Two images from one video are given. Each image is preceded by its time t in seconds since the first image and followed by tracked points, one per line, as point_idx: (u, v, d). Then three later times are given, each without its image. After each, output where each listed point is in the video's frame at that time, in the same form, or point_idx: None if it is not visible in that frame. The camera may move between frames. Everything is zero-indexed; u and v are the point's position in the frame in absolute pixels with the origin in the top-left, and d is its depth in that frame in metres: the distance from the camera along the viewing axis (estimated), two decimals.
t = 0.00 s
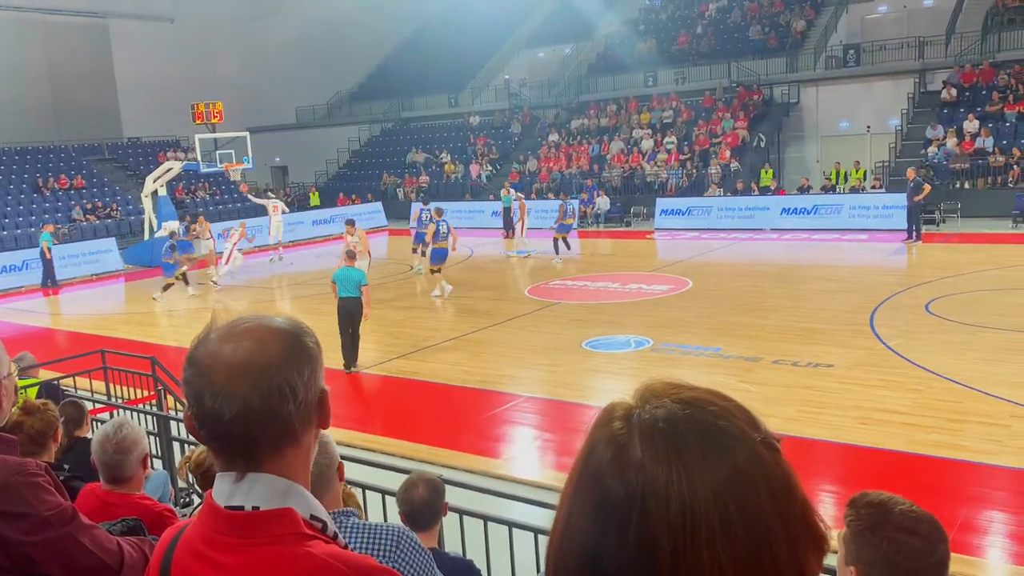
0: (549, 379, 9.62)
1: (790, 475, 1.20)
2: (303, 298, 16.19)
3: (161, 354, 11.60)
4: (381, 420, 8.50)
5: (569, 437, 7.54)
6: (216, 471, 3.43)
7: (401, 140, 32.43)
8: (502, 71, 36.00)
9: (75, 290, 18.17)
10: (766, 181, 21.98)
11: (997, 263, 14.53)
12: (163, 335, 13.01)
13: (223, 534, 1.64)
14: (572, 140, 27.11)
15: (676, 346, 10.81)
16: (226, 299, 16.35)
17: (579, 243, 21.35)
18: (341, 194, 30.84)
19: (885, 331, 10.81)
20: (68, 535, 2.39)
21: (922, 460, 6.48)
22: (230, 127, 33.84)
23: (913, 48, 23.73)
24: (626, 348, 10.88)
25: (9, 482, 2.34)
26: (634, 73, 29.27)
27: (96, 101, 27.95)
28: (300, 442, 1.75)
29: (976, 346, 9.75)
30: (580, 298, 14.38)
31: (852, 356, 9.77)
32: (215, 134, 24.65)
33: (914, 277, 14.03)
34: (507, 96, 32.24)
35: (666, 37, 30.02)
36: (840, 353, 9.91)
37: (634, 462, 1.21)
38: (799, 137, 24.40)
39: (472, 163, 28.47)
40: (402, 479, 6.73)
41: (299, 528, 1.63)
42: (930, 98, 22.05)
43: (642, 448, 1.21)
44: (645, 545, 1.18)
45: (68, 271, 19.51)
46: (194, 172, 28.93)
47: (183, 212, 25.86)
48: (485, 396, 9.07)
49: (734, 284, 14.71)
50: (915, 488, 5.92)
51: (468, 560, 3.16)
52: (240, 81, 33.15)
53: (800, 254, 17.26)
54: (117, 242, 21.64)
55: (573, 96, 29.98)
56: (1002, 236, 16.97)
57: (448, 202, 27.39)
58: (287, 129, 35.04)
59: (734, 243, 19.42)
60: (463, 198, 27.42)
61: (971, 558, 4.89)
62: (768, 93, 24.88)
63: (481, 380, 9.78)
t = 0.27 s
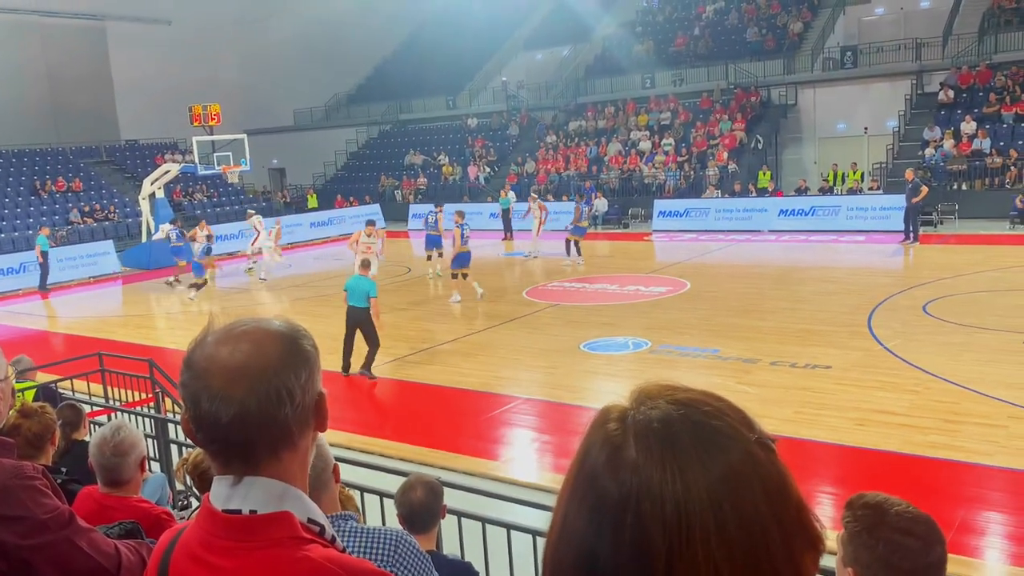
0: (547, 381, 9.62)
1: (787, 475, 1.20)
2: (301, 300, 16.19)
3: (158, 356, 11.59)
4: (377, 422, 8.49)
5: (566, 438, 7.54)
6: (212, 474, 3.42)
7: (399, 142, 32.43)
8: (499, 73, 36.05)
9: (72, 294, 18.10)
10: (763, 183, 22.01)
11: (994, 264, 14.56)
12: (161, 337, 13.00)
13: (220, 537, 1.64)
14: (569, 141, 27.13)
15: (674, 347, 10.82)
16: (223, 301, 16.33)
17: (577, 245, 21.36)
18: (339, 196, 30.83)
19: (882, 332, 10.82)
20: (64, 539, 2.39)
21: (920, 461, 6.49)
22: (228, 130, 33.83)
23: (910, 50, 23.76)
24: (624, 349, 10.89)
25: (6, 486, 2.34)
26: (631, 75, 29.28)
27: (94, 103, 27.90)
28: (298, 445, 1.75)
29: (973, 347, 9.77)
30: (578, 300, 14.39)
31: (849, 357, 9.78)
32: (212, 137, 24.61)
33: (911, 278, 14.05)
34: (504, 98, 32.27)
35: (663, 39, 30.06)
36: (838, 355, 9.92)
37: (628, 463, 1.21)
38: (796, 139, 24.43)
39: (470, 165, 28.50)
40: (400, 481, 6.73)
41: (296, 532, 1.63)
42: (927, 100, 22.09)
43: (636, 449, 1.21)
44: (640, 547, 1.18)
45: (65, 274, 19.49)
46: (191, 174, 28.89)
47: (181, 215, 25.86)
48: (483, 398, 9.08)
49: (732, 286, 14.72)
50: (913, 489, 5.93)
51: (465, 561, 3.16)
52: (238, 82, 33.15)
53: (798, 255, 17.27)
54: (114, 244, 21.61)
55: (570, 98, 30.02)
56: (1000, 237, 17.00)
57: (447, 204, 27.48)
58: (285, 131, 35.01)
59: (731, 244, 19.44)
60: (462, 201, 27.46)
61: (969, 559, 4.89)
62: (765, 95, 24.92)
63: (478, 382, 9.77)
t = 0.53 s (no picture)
0: (546, 384, 9.63)
1: (783, 476, 1.21)
2: (300, 302, 16.20)
3: (157, 358, 11.58)
4: (376, 425, 8.48)
5: (565, 441, 7.54)
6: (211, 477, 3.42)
7: (398, 145, 32.45)
8: (499, 75, 36.07)
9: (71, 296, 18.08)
10: (762, 186, 22.05)
11: (992, 268, 14.58)
12: (160, 339, 13.00)
13: (220, 539, 1.64)
14: (569, 144, 27.16)
15: (673, 350, 10.83)
16: (222, 304, 16.33)
17: (576, 247, 21.40)
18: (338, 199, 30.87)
19: (881, 335, 10.84)
20: (63, 541, 2.39)
21: (919, 464, 6.50)
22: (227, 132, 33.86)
23: (909, 53, 23.81)
24: (623, 352, 10.90)
25: (6, 488, 2.34)
26: (631, 78, 29.31)
27: (93, 105, 27.89)
28: (299, 447, 1.75)
29: (972, 350, 9.78)
30: (577, 303, 14.39)
31: (848, 360, 9.79)
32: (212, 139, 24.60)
33: (910, 281, 14.06)
34: (504, 101, 32.31)
35: (662, 42, 30.09)
36: (837, 358, 9.93)
37: (627, 466, 1.22)
38: (795, 142, 24.47)
39: (469, 167, 28.52)
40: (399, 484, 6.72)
41: (297, 535, 1.63)
42: (926, 103, 22.12)
43: (635, 453, 1.22)
44: (638, 551, 1.19)
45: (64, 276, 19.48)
46: (190, 176, 28.88)
47: (181, 217, 25.88)
48: (481, 401, 9.08)
49: (731, 289, 14.74)
50: (911, 493, 5.94)
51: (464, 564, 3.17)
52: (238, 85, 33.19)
53: (796, 258, 17.29)
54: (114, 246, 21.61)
55: (570, 101, 30.06)
56: (998, 241, 17.03)
57: (446, 206, 27.52)
58: (284, 133, 35.00)
59: (730, 247, 19.47)
60: (461, 203, 27.50)
61: (968, 562, 4.90)
62: (764, 98, 24.95)
63: (477, 385, 9.78)
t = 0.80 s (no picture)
0: (547, 388, 9.63)
1: (784, 478, 1.21)
2: (300, 305, 16.21)
3: (157, 361, 11.59)
4: (376, 428, 8.48)
5: (565, 445, 7.54)
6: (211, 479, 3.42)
7: (399, 148, 32.47)
8: (499, 79, 36.08)
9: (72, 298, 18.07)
10: (762, 191, 22.07)
11: (993, 273, 14.58)
12: (160, 342, 13.01)
13: (223, 541, 1.65)
14: (569, 148, 27.18)
15: (674, 354, 10.83)
16: (223, 307, 16.34)
17: (577, 251, 21.40)
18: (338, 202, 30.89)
19: (881, 340, 10.84)
20: (64, 543, 2.40)
21: (919, 469, 6.50)
22: (228, 135, 33.90)
23: (910, 58, 23.84)
24: (623, 356, 10.90)
25: (8, 489, 2.35)
26: (631, 82, 29.32)
27: (94, 107, 27.90)
28: (301, 450, 1.75)
29: (972, 356, 9.78)
30: (577, 307, 14.39)
31: (849, 365, 9.79)
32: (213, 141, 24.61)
33: (911, 286, 14.06)
34: (504, 105, 32.35)
35: (663, 46, 30.11)
36: (837, 362, 9.94)
37: (627, 467, 1.23)
38: (796, 147, 24.48)
39: (469, 171, 28.53)
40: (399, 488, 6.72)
41: (299, 536, 1.64)
42: (927, 108, 22.14)
43: (636, 455, 1.23)
44: (639, 552, 1.19)
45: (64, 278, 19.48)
46: (191, 179, 28.91)
47: (181, 220, 25.91)
48: (481, 404, 9.08)
49: (731, 293, 14.75)
50: (911, 497, 5.94)
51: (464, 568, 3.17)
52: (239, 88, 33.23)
53: (797, 263, 17.31)
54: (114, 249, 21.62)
55: (570, 105, 30.08)
56: (998, 246, 17.04)
57: (446, 210, 27.56)
58: (283, 136, 35.02)
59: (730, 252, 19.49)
60: (461, 207, 27.54)
61: (968, 567, 4.90)
62: (765, 102, 24.97)
63: (477, 388, 9.78)
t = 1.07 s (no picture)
0: (547, 392, 9.62)
1: (786, 483, 1.20)
2: (300, 309, 16.21)
3: (157, 364, 11.59)
4: (376, 432, 8.47)
5: (566, 449, 7.52)
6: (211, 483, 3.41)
7: (399, 152, 32.50)
8: (499, 83, 36.13)
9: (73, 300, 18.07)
10: (763, 196, 22.08)
11: (993, 277, 14.58)
12: (160, 345, 13.01)
13: (224, 543, 1.64)
14: (569, 152, 27.19)
15: (674, 358, 10.83)
16: (223, 310, 16.35)
17: (577, 255, 21.41)
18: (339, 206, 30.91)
19: (881, 345, 10.83)
20: (63, 546, 2.39)
21: (919, 473, 6.49)
22: (228, 138, 33.94)
23: (910, 63, 23.87)
24: (624, 360, 10.89)
25: (6, 492, 2.34)
26: (632, 86, 29.31)
27: (96, 110, 27.93)
28: (302, 452, 1.75)
29: (973, 360, 9.77)
30: (578, 311, 14.39)
31: (849, 370, 9.78)
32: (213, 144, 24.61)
33: (911, 291, 14.05)
34: (505, 109, 32.40)
35: (663, 50, 30.15)
36: (838, 367, 9.93)
37: (628, 471, 1.22)
38: (796, 151, 24.49)
39: (470, 175, 28.56)
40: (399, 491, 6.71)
41: (299, 540, 1.63)
42: (927, 112, 22.15)
43: (637, 459, 1.22)
44: (639, 555, 1.19)
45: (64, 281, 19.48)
46: (192, 182, 28.93)
47: (182, 223, 25.95)
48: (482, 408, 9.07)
49: (732, 297, 14.75)
50: (912, 502, 5.93)
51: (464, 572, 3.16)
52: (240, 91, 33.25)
53: (797, 267, 17.30)
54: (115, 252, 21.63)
55: (571, 109, 30.11)
56: (999, 251, 17.04)
57: (446, 213, 27.60)
58: (284, 139, 35.07)
59: (731, 256, 19.49)
60: (461, 211, 27.57)
61: (968, 572, 4.89)
62: (765, 106, 24.98)
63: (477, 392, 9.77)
